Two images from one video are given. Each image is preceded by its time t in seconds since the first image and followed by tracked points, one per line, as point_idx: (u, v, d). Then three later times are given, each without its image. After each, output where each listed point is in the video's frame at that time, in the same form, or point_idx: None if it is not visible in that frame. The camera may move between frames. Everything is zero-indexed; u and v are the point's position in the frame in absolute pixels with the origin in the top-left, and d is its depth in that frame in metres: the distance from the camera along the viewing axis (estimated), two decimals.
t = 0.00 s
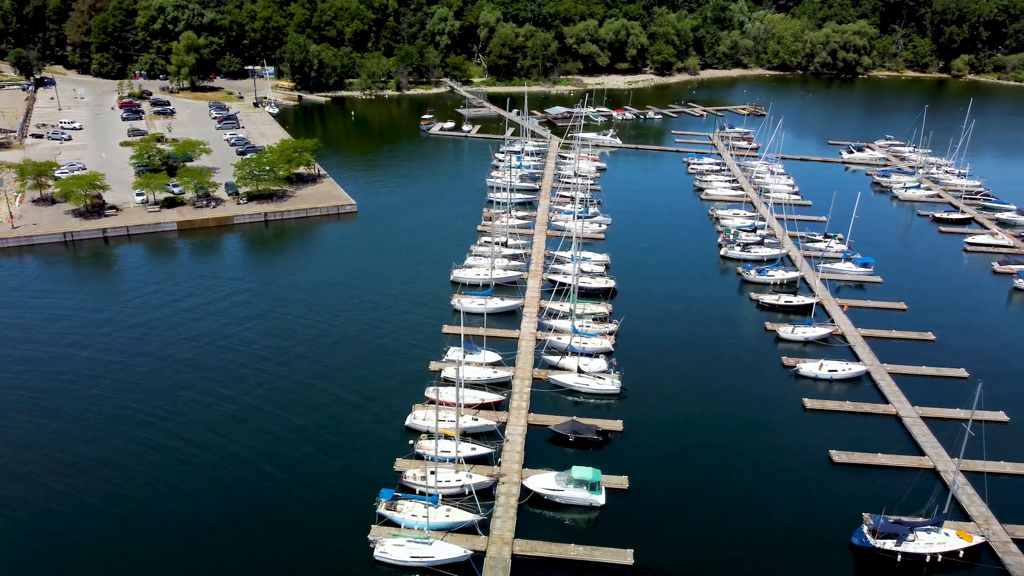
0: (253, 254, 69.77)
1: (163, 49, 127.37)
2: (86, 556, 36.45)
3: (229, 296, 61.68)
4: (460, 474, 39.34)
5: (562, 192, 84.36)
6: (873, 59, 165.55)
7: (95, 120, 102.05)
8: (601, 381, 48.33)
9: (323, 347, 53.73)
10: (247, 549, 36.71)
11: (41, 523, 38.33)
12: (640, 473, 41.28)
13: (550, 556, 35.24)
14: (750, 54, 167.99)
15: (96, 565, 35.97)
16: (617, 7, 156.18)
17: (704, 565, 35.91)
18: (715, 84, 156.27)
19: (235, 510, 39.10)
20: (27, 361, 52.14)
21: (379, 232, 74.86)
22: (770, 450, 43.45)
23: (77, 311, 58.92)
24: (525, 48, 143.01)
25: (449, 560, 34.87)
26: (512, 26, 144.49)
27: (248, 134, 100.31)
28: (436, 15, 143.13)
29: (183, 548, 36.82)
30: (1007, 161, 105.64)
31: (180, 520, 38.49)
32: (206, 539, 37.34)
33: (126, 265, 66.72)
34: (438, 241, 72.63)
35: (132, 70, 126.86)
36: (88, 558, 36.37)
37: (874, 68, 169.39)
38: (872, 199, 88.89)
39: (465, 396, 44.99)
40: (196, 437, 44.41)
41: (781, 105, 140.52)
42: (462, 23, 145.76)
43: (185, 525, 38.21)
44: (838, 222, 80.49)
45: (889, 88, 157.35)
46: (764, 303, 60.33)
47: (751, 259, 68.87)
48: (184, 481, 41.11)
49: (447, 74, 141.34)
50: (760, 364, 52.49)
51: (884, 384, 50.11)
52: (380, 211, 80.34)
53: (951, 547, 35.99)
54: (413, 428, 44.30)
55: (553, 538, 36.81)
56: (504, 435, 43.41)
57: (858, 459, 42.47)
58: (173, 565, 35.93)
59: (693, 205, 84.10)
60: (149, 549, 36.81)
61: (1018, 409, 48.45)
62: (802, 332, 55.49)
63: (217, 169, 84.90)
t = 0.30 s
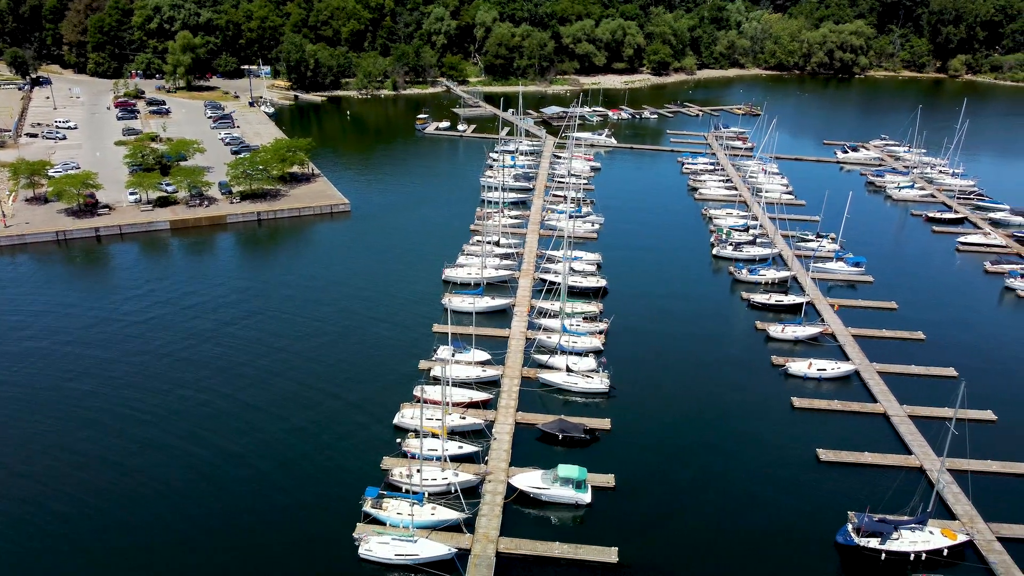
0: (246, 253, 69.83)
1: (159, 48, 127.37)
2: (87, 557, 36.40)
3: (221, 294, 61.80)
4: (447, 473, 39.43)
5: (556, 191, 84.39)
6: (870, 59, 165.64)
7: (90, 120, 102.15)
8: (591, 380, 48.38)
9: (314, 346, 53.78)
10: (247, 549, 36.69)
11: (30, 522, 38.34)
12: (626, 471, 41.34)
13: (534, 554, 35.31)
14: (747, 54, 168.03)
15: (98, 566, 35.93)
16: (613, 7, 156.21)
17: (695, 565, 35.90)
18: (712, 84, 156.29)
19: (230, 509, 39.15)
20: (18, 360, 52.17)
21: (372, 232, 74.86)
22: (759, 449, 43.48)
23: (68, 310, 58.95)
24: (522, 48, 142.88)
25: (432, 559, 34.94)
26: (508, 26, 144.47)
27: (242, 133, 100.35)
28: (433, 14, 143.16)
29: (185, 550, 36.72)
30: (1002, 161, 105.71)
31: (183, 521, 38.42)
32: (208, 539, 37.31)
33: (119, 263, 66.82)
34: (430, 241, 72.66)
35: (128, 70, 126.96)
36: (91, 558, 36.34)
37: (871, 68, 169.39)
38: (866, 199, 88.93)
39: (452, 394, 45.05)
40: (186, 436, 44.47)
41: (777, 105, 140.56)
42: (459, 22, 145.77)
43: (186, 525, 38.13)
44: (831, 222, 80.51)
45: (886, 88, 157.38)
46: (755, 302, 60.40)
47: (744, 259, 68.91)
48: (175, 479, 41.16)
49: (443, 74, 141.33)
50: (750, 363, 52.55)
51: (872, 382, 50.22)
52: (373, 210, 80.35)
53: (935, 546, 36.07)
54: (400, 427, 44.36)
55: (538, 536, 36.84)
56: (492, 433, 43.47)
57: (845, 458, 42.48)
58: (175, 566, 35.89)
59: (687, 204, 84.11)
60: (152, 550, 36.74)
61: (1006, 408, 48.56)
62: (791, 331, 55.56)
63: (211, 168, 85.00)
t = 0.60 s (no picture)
0: (238, 252, 69.94)
1: (155, 48, 127.50)
2: (75, 554, 36.46)
3: (211, 293, 61.88)
4: (431, 470, 39.54)
5: (548, 191, 84.50)
6: (866, 59, 165.82)
7: (85, 119, 102.24)
8: (578, 378, 48.50)
9: (303, 344, 53.92)
10: (244, 548, 36.71)
11: (14, 520, 38.40)
12: (610, 469, 41.45)
13: (516, 551, 35.44)
14: (744, 54, 168.18)
15: (98, 565, 35.89)
16: (609, 7, 156.33)
17: (677, 563, 35.98)
18: (708, 83, 156.36)
19: (221, 507, 39.19)
20: (7, 358, 52.25)
21: (364, 231, 74.97)
22: (744, 447, 43.59)
23: (59, 309, 59.03)
24: (517, 48, 143.00)
25: (414, 556, 35.08)
26: (504, 26, 144.60)
27: (236, 132, 100.46)
28: (428, 14, 143.38)
29: (185, 550, 36.62)
30: (996, 161, 105.81)
31: (183, 521, 38.35)
32: (207, 539, 37.27)
33: (110, 262, 66.91)
34: (423, 240, 72.81)
35: (124, 69, 127.05)
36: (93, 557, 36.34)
37: (868, 68, 169.45)
38: (859, 199, 89.02)
39: (438, 392, 45.15)
40: (174, 434, 44.57)
41: (772, 104, 140.66)
42: (454, 22, 145.96)
43: (187, 526, 38.00)
44: (823, 221, 80.60)
45: (882, 88, 157.47)
46: (744, 301, 60.52)
47: (734, 258, 69.02)
48: (162, 477, 41.23)
49: (439, 74, 141.42)
50: (738, 361, 52.66)
51: (859, 381, 50.32)
52: (366, 209, 80.48)
53: (916, 544, 36.22)
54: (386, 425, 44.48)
55: (521, 534, 36.96)
56: (478, 431, 43.59)
57: (830, 456, 42.58)
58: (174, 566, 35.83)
59: (679, 204, 84.19)
60: (152, 551, 36.66)
61: (992, 407, 48.69)
62: (779, 330, 55.68)
63: (204, 167, 85.13)
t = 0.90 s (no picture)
0: (230, 251, 70.04)
1: (151, 47, 127.60)
2: (61, 551, 36.52)
3: (202, 292, 61.97)
4: (417, 469, 39.64)
5: (542, 190, 84.58)
6: (863, 59, 165.92)
7: (80, 118, 102.32)
8: (566, 377, 48.59)
9: (293, 343, 54.03)
10: (237, 546, 36.71)
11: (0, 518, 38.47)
12: (596, 467, 41.55)
13: (501, 549, 35.56)
14: (741, 54, 168.38)
15: (89, 565, 35.80)
16: (606, 7, 156.47)
17: (661, 561, 36.06)
18: (705, 83, 156.36)
19: (209, 506, 39.24)
20: None
21: (357, 230, 75.00)
22: (730, 446, 43.68)
23: (50, 308, 59.12)
24: (514, 48, 143.05)
25: (398, 554, 35.22)
26: (501, 25, 144.65)
27: (231, 131, 100.57)
28: (425, 14, 143.55)
29: (178, 549, 36.56)
30: (990, 161, 105.87)
31: (179, 519, 38.39)
32: (201, 537, 37.28)
33: (102, 261, 66.99)
34: (415, 239, 72.87)
35: (120, 68, 127.16)
36: (87, 555, 36.29)
37: (865, 68, 169.53)
38: (852, 198, 89.08)
39: (425, 391, 45.22)
40: (163, 432, 44.62)
41: (769, 104, 140.68)
42: (451, 22, 146.10)
43: (180, 525, 37.99)
44: (817, 221, 80.66)
45: (879, 88, 157.57)
46: (735, 300, 60.60)
47: (726, 258, 69.11)
48: (150, 475, 41.28)
49: (435, 73, 141.53)
50: (727, 360, 52.74)
51: (848, 380, 50.43)
52: (360, 209, 80.57)
53: (900, 542, 36.36)
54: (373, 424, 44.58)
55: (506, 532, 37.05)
56: (465, 430, 43.68)
57: (816, 455, 42.68)
58: (165, 565, 35.75)
59: (673, 203, 84.24)
60: (143, 549, 36.60)
61: (980, 405, 48.81)
62: (769, 329, 55.76)
63: (198, 167, 85.26)
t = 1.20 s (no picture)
0: (222, 250, 70.09)
1: (148, 47, 127.72)
2: (45, 549, 36.60)
3: (193, 291, 62.09)
4: (403, 468, 39.69)
5: (535, 190, 84.66)
6: (860, 59, 165.99)
7: (75, 117, 102.41)
8: (554, 376, 48.63)
9: (283, 342, 54.15)
10: (238, 546, 36.70)
11: None
12: (582, 466, 41.65)
13: (485, 547, 35.66)
14: (738, 54, 168.59)
15: (90, 565, 35.76)
16: (602, 6, 156.54)
17: (644, 559, 36.13)
18: (702, 83, 156.31)
19: (195, 504, 39.30)
20: None
21: (349, 230, 75.07)
22: (716, 445, 43.79)
23: (40, 306, 59.19)
24: (510, 47, 142.99)
25: (381, 552, 35.30)
26: (497, 25, 144.59)
27: (226, 131, 100.67)
28: (421, 13, 143.69)
29: (179, 550, 36.53)
30: (985, 161, 105.92)
31: (184, 520, 38.35)
32: (203, 537, 37.25)
33: (94, 260, 67.07)
34: (407, 239, 72.95)
35: (116, 68, 127.29)
36: (89, 556, 36.25)
37: (862, 68, 169.57)
38: (846, 198, 89.13)
39: (413, 389, 45.24)
40: (151, 432, 44.62)
41: (765, 104, 140.75)
42: (447, 21, 146.17)
43: (182, 525, 37.97)
44: (809, 220, 80.74)
45: (875, 88, 157.60)
46: (725, 300, 60.64)
47: (718, 257, 69.17)
48: (141, 475, 41.26)
49: (431, 73, 141.55)
50: (716, 359, 52.82)
51: (836, 379, 50.49)
52: (353, 209, 80.65)
53: (884, 540, 36.46)
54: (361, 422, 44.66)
55: (490, 530, 37.09)
56: (452, 429, 43.72)
57: (801, 454, 42.77)
58: (166, 565, 35.71)
59: (666, 203, 84.32)
60: (127, 548, 36.71)
61: (967, 404, 48.87)
62: (759, 329, 55.82)
63: (192, 166, 85.43)
